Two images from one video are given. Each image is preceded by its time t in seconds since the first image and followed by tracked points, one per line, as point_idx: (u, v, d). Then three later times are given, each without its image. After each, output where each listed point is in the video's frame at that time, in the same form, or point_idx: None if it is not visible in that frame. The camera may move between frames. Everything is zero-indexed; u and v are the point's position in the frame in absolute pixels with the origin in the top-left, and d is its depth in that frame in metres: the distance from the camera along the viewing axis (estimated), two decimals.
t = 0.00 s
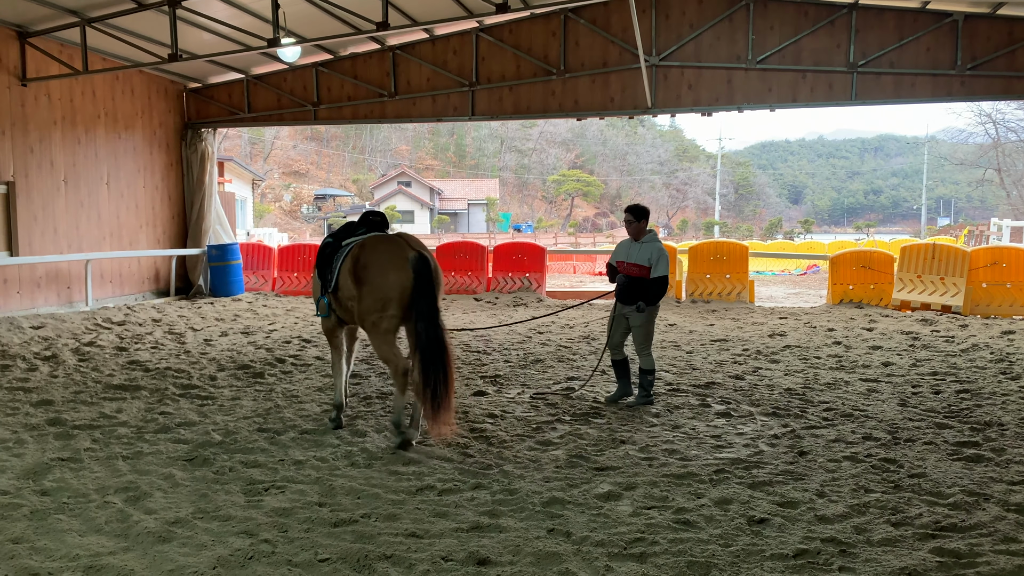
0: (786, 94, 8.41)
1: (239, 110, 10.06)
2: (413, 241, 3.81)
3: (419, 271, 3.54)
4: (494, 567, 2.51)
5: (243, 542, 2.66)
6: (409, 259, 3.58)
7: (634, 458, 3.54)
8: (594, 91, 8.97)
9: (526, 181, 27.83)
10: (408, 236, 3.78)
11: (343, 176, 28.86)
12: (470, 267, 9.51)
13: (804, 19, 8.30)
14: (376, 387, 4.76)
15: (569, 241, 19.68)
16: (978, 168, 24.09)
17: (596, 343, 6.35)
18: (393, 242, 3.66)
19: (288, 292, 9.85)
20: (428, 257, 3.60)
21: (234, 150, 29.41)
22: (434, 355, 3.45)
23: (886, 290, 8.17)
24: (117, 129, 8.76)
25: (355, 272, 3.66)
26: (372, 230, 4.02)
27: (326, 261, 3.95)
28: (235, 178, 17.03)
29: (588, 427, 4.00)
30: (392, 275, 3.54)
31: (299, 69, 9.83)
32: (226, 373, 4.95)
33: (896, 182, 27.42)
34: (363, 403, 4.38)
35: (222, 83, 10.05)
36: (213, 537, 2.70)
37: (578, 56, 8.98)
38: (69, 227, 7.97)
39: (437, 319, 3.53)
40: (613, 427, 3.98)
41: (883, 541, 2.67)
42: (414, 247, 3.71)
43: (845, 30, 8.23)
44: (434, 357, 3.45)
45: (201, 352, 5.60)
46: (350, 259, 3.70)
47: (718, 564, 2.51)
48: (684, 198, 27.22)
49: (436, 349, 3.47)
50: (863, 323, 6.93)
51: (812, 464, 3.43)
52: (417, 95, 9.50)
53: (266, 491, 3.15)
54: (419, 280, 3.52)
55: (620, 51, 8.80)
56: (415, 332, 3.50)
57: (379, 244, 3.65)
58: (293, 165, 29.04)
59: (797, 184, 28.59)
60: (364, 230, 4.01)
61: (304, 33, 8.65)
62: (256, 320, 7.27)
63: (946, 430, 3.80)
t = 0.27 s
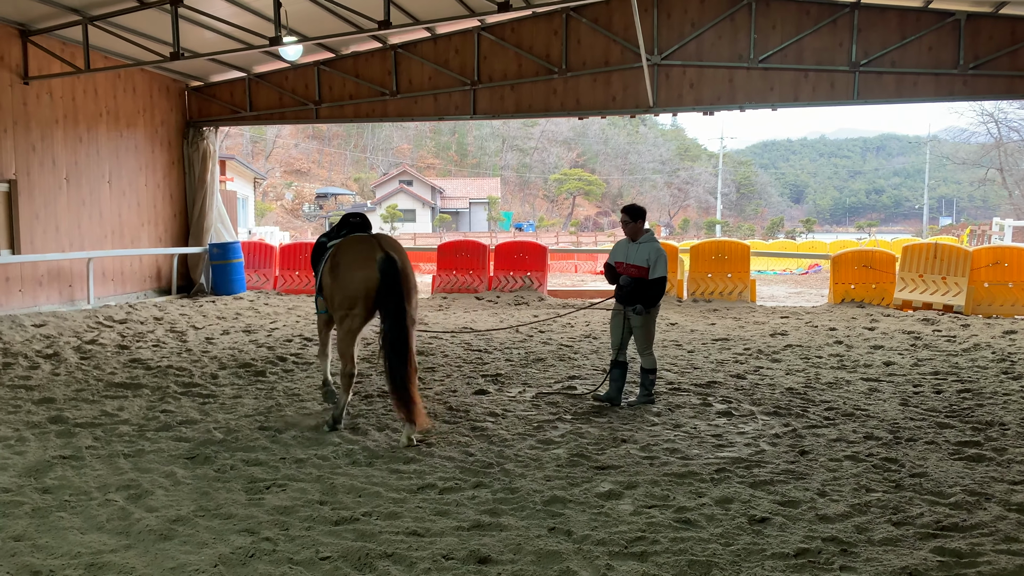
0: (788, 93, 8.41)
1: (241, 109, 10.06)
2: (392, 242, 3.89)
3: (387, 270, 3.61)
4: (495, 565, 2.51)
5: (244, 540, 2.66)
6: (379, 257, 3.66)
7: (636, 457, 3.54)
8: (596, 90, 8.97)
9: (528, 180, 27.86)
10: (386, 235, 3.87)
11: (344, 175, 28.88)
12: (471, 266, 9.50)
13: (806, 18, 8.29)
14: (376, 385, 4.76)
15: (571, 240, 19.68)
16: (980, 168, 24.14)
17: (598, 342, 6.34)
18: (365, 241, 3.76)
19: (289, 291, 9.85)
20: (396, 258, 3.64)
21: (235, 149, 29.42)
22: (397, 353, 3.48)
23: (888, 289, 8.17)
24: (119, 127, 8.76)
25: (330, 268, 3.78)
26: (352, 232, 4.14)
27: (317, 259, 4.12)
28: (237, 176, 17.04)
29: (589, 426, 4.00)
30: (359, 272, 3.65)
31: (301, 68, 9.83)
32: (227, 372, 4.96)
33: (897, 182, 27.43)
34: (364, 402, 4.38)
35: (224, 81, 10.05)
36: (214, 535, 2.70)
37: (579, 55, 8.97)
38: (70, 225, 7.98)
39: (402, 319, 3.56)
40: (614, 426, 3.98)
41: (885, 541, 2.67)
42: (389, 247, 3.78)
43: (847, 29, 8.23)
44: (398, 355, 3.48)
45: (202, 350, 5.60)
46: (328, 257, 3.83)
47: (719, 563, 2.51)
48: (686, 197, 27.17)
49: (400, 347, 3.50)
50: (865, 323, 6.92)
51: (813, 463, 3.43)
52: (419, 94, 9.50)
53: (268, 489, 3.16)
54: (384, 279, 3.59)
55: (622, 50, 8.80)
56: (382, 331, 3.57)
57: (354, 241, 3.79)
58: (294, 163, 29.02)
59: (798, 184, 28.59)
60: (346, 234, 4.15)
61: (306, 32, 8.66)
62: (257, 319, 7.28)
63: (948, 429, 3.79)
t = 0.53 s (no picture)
0: (789, 93, 8.40)
1: (242, 108, 10.07)
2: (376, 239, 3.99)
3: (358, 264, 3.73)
4: (496, 564, 2.51)
5: (245, 539, 2.66)
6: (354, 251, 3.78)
7: (637, 456, 3.54)
8: (597, 89, 8.97)
9: (528, 180, 27.86)
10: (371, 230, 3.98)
11: (345, 175, 28.88)
12: (472, 265, 9.50)
13: (807, 18, 8.29)
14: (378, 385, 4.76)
15: (572, 240, 19.69)
16: (981, 167, 24.09)
17: (599, 342, 6.34)
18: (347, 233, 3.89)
19: (290, 290, 9.86)
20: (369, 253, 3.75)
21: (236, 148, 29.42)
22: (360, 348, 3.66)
23: (889, 289, 8.17)
24: (120, 126, 8.77)
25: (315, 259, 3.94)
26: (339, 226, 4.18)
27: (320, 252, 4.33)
28: (238, 176, 17.04)
29: (590, 425, 4.00)
30: (332, 262, 3.78)
31: (302, 68, 9.84)
32: (228, 371, 4.96)
33: (898, 181, 27.43)
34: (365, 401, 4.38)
35: (225, 81, 10.06)
36: (215, 534, 2.70)
37: (580, 54, 8.97)
38: (71, 224, 7.97)
39: (365, 314, 3.70)
40: (615, 425, 3.98)
41: (885, 540, 2.67)
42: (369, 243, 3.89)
43: (849, 29, 8.22)
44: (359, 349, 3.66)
45: (203, 350, 5.61)
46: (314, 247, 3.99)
47: (719, 562, 2.51)
48: (687, 197, 27.15)
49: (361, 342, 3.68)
50: (866, 322, 6.92)
51: (814, 463, 3.43)
52: (420, 94, 9.50)
53: (269, 488, 3.16)
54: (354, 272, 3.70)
55: (624, 50, 8.80)
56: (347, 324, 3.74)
57: (335, 233, 3.93)
58: (295, 162, 29.03)
59: (799, 183, 28.55)
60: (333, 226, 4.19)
61: (307, 32, 8.66)
62: (258, 318, 7.28)
63: (948, 429, 3.79)
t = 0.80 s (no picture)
0: (790, 93, 8.40)
1: (243, 108, 10.07)
2: (372, 244, 4.07)
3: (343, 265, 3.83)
4: (497, 565, 2.51)
5: (246, 539, 2.66)
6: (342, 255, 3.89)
7: (637, 457, 3.54)
8: (598, 90, 8.97)
9: (529, 180, 27.89)
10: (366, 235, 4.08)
11: (345, 175, 28.90)
12: (473, 266, 9.51)
13: (808, 18, 8.29)
14: (378, 385, 4.76)
15: (573, 241, 19.70)
16: (981, 168, 24.14)
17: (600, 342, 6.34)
18: (340, 237, 4.01)
19: (291, 290, 9.86)
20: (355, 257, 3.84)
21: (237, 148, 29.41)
22: (331, 340, 3.65)
23: (890, 289, 8.17)
24: (121, 127, 8.77)
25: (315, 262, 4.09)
26: (340, 229, 4.28)
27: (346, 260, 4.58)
28: (239, 176, 17.04)
29: (591, 426, 4.00)
30: (322, 265, 3.91)
31: (302, 68, 9.84)
32: (229, 372, 4.96)
33: (899, 182, 27.43)
34: (366, 402, 4.38)
35: (225, 81, 10.06)
36: (216, 534, 2.70)
37: (581, 55, 8.97)
38: (72, 225, 7.97)
39: (344, 313, 3.74)
40: (616, 426, 3.98)
41: (886, 540, 2.67)
42: (361, 247, 3.98)
43: (849, 29, 8.22)
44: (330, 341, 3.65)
45: (204, 350, 5.61)
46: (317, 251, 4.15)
47: (720, 562, 2.51)
48: (687, 197, 27.15)
49: (335, 336, 3.68)
50: (867, 323, 6.92)
51: (815, 463, 3.43)
52: (420, 94, 9.50)
53: (269, 489, 3.16)
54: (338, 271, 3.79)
55: (624, 51, 8.80)
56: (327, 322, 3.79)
57: (329, 238, 4.06)
58: (296, 163, 29.05)
59: (800, 183, 28.56)
60: (334, 229, 4.30)
61: (307, 32, 8.66)
62: (259, 318, 7.28)
63: (949, 429, 3.79)
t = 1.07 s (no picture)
0: (790, 94, 8.40)
1: (243, 110, 10.08)
2: (370, 242, 4.18)
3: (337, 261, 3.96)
4: (497, 566, 2.51)
5: (246, 540, 2.67)
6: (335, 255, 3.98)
7: (637, 458, 3.54)
8: (598, 91, 8.97)
9: (529, 181, 27.88)
10: (363, 234, 4.21)
11: (345, 176, 28.89)
12: (472, 267, 9.51)
13: (808, 19, 8.29)
14: (378, 386, 4.76)
15: (572, 242, 19.68)
16: (981, 169, 24.11)
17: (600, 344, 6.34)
18: (337, 238, 4.14)
19: (291, 291, 9.87)
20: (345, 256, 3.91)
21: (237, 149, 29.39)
22: (324, 335, 3.74)
23: (890, 290, 8.17)
24: (121, 128, 8.78)
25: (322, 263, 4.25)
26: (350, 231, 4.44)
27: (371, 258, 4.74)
28: (238, 177, 17.03)
29: (591, 427, 4.00)
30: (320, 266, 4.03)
31: (302, 69, 9.84)
32: (229, 373, 4.96)
33: (899, 182, 27.41)
34: (366, 403, 4.38)
35: (226, 83, 10.06)
36: (217, 536, 2.70)
37: (581, 56, 8.97)
38: (72, 226, 7.98)
39: (335, 311, 3.82)
40: (616, 427, 3.98)
41: (886, 542, 2.68)
42: (357, 245, 4.10)
43: (849, 30, 8.22)
44: (326, 334, 3.76)
45: (204, 351, 5.61)
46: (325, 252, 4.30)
47: (720, 564, 2.51)
48: (687, 198, 27.11)
49: (331, 328, 3.79)
50: (866, 324, 6.91)
51: (815, 464, 3.43)
52: (420, 95, 9.51)
53: (269, 490, 3.16)
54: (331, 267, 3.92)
55: (624, 52, 8.80)
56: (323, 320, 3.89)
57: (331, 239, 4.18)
58: (296, 164, 29.04)
59: (800, 184, 28.53)
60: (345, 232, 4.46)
61: (307, 33, 8.67)
62: (259, 320, 7.28)
63: (949, 431, 3.79)
